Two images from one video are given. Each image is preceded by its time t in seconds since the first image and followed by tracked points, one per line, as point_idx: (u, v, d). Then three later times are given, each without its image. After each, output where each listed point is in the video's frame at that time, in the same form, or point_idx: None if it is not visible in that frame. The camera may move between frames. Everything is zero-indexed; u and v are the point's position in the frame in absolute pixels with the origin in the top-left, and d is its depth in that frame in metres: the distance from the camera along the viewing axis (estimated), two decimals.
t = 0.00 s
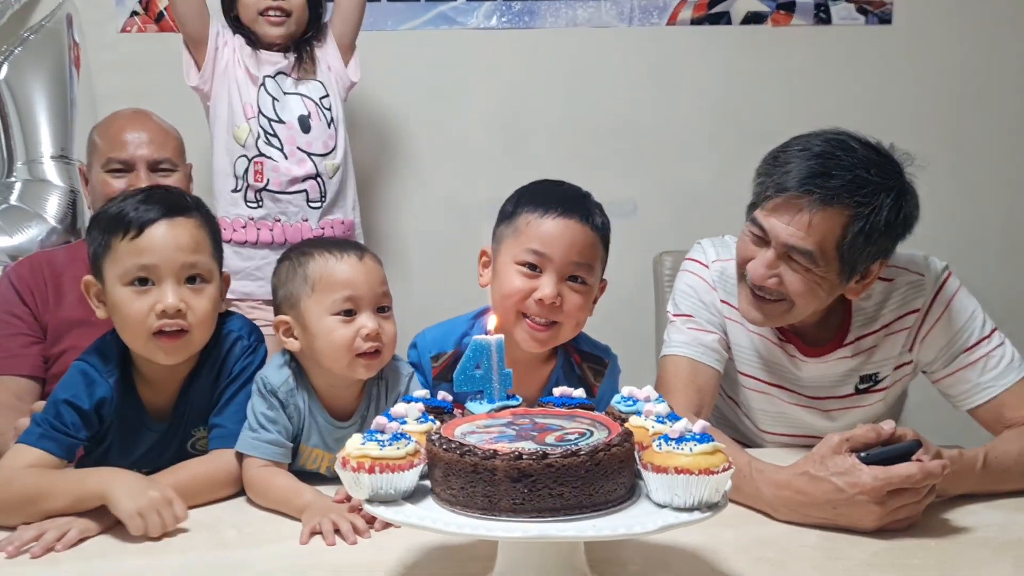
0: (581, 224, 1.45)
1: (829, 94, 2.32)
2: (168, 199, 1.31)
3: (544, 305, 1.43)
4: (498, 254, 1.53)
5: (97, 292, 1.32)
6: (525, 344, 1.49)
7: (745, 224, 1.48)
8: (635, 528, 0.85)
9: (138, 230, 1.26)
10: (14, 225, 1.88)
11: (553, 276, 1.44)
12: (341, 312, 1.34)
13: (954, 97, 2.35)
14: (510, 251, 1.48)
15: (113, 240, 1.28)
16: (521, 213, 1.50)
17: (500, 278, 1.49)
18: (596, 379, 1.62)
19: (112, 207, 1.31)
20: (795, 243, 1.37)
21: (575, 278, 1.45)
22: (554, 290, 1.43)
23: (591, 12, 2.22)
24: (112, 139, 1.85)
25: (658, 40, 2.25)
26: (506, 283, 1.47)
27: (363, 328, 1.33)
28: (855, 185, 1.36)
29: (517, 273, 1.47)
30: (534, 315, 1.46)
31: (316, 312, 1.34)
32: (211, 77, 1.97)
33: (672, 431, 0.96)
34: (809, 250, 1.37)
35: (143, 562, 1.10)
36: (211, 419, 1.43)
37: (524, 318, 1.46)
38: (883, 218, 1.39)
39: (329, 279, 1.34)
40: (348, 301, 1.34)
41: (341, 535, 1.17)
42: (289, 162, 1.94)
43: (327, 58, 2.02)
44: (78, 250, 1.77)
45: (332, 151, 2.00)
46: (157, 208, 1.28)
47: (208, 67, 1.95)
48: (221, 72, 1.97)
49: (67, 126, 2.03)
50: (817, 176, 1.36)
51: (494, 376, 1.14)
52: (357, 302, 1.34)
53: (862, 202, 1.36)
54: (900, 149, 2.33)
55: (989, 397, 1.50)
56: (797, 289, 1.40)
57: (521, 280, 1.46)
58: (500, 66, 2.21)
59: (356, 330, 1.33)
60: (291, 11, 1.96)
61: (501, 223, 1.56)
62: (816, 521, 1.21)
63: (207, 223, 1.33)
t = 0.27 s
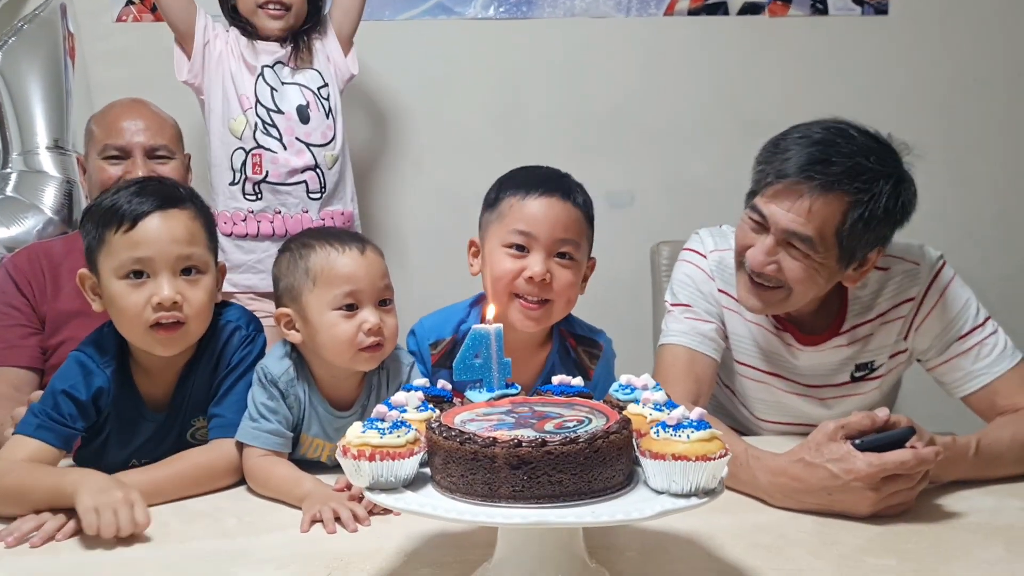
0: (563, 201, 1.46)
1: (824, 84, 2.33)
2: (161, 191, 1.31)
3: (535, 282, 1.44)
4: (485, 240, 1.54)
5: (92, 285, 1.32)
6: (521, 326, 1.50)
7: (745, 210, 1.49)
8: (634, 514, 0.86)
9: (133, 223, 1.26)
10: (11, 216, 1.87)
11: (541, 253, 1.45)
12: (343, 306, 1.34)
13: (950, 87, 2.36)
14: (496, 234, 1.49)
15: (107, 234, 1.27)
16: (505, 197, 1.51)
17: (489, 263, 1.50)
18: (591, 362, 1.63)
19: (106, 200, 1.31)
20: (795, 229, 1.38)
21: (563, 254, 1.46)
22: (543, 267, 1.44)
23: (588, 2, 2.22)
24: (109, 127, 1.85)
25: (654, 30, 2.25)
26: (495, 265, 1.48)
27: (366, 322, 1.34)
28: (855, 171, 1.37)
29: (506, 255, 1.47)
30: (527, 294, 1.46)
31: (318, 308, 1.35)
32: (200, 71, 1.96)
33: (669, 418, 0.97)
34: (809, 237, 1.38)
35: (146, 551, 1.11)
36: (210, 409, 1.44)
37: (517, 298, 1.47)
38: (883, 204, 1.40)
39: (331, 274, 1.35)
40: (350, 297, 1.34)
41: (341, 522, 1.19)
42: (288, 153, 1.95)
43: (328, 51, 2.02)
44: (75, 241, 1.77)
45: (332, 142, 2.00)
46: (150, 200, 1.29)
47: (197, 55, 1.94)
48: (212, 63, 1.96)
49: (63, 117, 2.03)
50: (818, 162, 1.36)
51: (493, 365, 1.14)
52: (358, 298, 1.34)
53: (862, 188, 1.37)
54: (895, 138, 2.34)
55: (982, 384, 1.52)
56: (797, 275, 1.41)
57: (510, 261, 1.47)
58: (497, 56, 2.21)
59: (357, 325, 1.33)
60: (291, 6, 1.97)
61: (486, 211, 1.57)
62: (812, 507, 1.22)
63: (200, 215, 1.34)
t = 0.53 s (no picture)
0: (552, 195, 1.47)
1: (821, 77, 2.32)
2: (155, 190, 1.32)
3: (527, 274, 1.45)
4: (477, 236, 1.55)
5: (88, 285, 1.33)
6: (516, 318, 1.49)
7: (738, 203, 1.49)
8: (624, 509, 0.87)
9: (127, 224, 1.27)
10: (9, 214, 1.87)
11: (532, 245, 1.46)
12: (335, 299, 1.35)
13: (946, 80, 2.36)
14: (487, 229, 1.50)
15: (102, 234, 1.28)
16: (494, 194, 1.52)
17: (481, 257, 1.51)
18: (586, 357, 1.65)
19: (101, 199, 1.31)
20: (786, 223, 1.38)
21: (554, 246, 1.47)
22: (534, 259, 1.44)
23: None
24: (106, 124, 1.85)
25: (651, 24, 2.25)
26: (488, 258, 1.48)
27: (359, 315, 1.34)
28: (847, 166, 1.37)
29: (498, 249, 1.48)
30: (519, 286, 1.47)
31: (312, 300, 1.35)
32: (199, 61, 1.97)
33: (660, 414, 0.98)
34: (800, 231, 1.38)
35: (143, 547, 1.12)
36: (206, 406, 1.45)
37: (510, 290, 1.47)
38: (873, 199, 1.40)
39: (325, 266, 1.35)
40: (343, 290, 1.35)
41: (337, 518, 1.19)
42: (284, 147, 1.95)
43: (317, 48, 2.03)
44: (73, 239, 1.78)
45: (327, 137, 2.01)
46: (145, 200, 1.29)
47: (197, 50, 1.96)
48: (212, 58, 1.97)
49: (60, 115, 2.03)
50: (809, 157, 1.36)
51: (485, 361, 1.15)
52: (352, 290, 1.35)
53: (853, 183, 1.37)
54: (891, 132, 2.34)
55: (976, 377, 1.52)
56: (787, 269, 1.41)
57: (502, 254, 1.47)
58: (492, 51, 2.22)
59: (351, 318, 1.34)
60: (289, 9, 1.96)
61: (477, 209, 1.58)
62: (805, 501, 1.23)
63: (195, 214, 1.34)
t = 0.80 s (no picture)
0: (553, 199, 1.48)
1: (821, 71, 2.32)
2: (159, 192, 1.33)
3: (526, 277, 1.45)
4: (476, 237, 1.55)
5: (93, 286, 1.34)
6: (512, 321, 1.50)
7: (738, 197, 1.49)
8: (621, 506, 0.87)
9: (132, 225, 1.27)
10: (12, 216, 1.89)
11: (531, 248, 1.46)
12: (330, 296, 1.35)
13: (946, 73, 2.35)
14: (487, 230, 1.51)
15: (106, 236, 1.29)
16: (495, 196, 1.53)
17: (480, 258, 1.52)
18: (584, 361, 1.65)
19: (105, 201, 1.32)
20: (786, 217, 1.38)
21: (553, 250, 1.47)
22: (533, 262, 1.45)
23: None
24: (107, 126, 1.86)
25: (649, 20, 2.25)
26: (487, 259, 1.49)
27: (353, 312, 1.34)
28: (846, 160, 1.37)
29: (497, 250, 1.48)
30: (517, 289, 1.47)
31: (307, 297, 1.36)
32: (196, 67, 1.97)
33: (656, 411, 0.98)
34: (800, 225, 1.38)
35: (146, 546, 1.13)
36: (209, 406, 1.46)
37: (507, 293, 1.48)
38: (873, 192, 1.40)
39: (319, 263, 1.36)
40: (337, 287, 1.35)
41: (338, 516, 1.20)
42: (282, 149, 1.95)
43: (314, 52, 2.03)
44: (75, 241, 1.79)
45: (324, 139, 2.02)
46: (148, 202, 1.30)
47: (194, 54, 1.96)
48: (208, 62, 1.97)
49: (62, 117, 2.04)
50: (809, 151, 1.36)
51: (484, 360, 1.15)
52: (345, 287, 1.35)
53: (853, 176, 1.37)
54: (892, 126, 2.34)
55: (975, 371, 1.52)
56: (788, 263, 1.42)
57: (501, 256, 1.48)
58: (491, 49, 2.22)
59: (345, 315, 1.34)
60: (286, 11, 1.98)
61: (477, 211, 1.59)
62: (804, 496, 1.23)
63: (198, 216, 1.35)
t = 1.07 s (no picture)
0: (563, 206, 1.49)
1: (825, 67, 2.32)
2: (167, 198, 1.34)
3: (530, 283, 1.46)
4: (486, 242, 1.56)
5: (102, 292, 1.34)
6: (513, 326, 1.51)
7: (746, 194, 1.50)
8: (629, 503, 0.88)
9: (143, 231, 1.29)
10: (22, 221, 1.90)
11: (539, 254, 1.47)
12: (335, 301, 1.36)
13: (951, 67, 2.35)
14: (496, 235, 1.52)
15: (117, 242, 1.30)
16: (507, 200, 1.54)
17: (488, 262, 1.53)
18: (591, 366, 1.66)
19: (114, 208, 1.33)
20: (794, 212, 1.38)
21: (559, 257, 1.48)
22: (539, 268, 1.46)
23: None
24: (117, 131, 1.87)
25: (653, 18, 2.26)
26: (494, 263, 1.50)
27: (359, 317, 1.35)
28: (854, 154, 1.37)
29: (504, 254, 1.50)
30: (521, 294, 1.48)
31: (312, 303, 1.37)
32: (205, 71, 1.99)
33: (663, 408, 0.99)
34: (809, 220, 1.38)
35: (160, 547, 1.14)
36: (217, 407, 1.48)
37: (511, 297, 1.49)
38: (880, 186, 1.41)
39: (325, 268, 1.37)
40: (343, 292, 1.36)
41: (348, 515, 1.21)
42: (292, 154, 1.96)
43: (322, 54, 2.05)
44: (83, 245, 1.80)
45: (332, 142, 2.03)
46: (158, 208, 1.31)
47: (202, 59, 1.97)
48: (217, 67, 1.99)
49: (70, 123, 2.06)
50: (816, 146, 1.37)
51: (491, 359, 1.16)
52: (350, 292, 1.36)
53: (861, 171, 1.38)
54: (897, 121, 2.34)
55: (982, 365, 1.52)
56: (797, 257, 1.42)
57: (508, 260, 1.49)
58: (495, 50, 2.23)
59: (351, 320, 1.35)
60: (293, 17, 1.99)
61: (489, 214, 1.60)
62: (811, 491, 1.24)
63: (205, 222, 1.36)
